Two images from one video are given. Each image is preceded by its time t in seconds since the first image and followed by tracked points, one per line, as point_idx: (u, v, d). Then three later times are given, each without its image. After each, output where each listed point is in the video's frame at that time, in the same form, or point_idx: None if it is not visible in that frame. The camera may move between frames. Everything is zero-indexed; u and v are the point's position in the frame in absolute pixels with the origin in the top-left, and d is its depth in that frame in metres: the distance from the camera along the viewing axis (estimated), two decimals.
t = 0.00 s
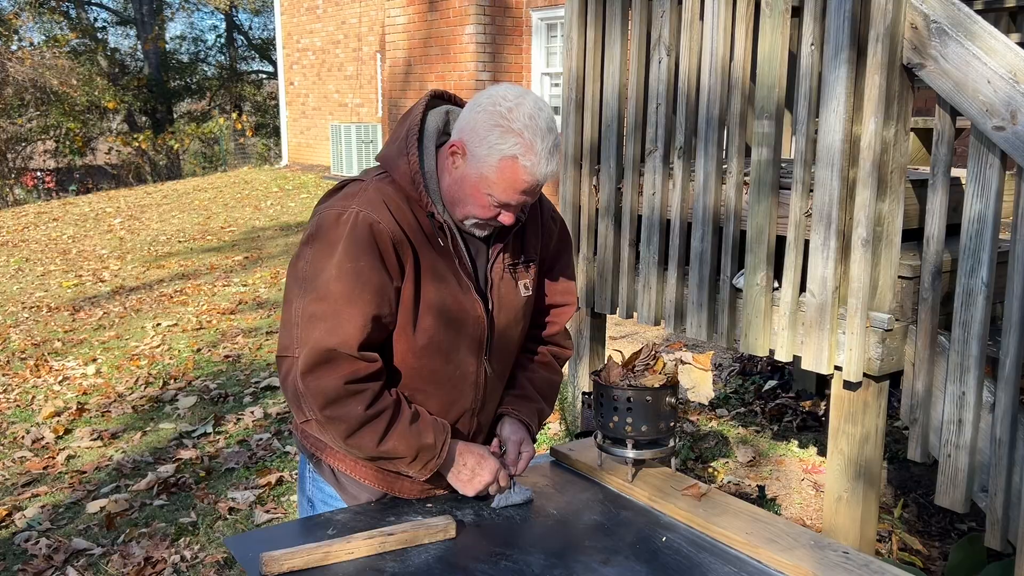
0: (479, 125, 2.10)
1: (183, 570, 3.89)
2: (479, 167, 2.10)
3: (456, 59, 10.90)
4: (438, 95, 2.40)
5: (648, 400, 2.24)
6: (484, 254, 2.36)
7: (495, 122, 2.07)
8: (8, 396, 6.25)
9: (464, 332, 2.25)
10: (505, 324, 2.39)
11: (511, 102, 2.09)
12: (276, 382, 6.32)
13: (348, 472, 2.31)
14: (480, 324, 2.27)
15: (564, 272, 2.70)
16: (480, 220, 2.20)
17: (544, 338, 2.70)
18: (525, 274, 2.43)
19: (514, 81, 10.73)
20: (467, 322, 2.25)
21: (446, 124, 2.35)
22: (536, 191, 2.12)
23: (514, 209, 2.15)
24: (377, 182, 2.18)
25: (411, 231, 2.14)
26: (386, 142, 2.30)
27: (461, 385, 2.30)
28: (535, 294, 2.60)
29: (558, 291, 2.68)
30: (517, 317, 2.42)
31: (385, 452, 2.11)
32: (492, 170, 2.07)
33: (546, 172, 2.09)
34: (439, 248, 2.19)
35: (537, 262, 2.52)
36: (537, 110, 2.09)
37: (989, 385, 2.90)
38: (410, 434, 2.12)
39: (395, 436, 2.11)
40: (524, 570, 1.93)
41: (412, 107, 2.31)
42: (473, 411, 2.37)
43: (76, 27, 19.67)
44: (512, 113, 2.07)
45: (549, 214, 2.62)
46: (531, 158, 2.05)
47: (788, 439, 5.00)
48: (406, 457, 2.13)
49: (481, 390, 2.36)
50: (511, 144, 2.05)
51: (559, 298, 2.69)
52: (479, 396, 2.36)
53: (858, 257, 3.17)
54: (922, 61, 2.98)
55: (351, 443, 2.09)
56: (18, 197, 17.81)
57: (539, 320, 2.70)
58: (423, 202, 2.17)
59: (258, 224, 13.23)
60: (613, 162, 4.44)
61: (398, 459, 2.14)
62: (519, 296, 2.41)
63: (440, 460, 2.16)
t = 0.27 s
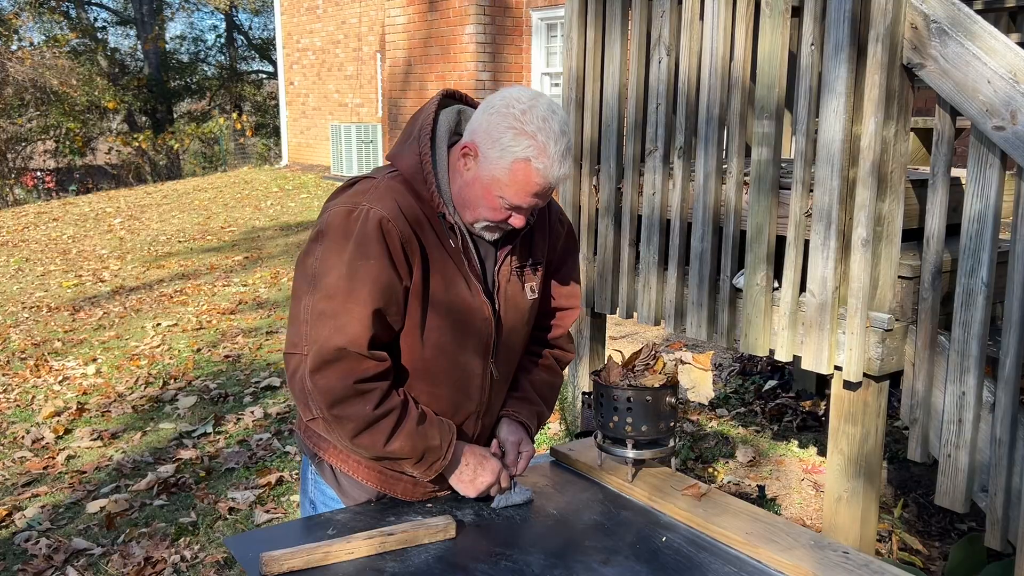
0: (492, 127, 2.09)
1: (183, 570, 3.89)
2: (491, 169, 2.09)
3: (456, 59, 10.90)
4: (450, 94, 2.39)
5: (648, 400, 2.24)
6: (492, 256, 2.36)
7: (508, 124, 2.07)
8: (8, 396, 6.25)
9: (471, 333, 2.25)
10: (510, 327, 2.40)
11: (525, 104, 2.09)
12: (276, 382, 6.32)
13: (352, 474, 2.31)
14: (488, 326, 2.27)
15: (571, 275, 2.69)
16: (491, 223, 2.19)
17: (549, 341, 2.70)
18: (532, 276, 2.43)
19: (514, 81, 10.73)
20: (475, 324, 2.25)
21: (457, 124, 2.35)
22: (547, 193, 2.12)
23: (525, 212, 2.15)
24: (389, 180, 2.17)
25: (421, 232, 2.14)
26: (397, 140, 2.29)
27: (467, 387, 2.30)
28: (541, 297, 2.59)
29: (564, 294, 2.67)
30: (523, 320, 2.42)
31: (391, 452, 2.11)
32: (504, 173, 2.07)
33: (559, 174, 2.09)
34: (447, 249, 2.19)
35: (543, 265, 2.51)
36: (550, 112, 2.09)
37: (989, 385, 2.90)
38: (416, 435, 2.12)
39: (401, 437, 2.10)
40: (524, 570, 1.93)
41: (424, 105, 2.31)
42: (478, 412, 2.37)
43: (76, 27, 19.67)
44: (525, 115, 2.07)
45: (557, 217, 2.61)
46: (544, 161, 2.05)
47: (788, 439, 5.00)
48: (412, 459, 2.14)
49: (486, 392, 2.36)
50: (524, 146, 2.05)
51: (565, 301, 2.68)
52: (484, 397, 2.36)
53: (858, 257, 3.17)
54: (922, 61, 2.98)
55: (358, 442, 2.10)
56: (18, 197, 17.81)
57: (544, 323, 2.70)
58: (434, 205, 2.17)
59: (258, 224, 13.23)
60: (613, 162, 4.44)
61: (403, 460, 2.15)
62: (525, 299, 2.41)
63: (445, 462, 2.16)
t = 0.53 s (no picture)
0: (498, 129, 2.09)
1: (183, 570, 3.89)
2: (496, 171, 2.09)
3: (456, 59, 10.90)
4: (455, 94, 2.39)
5: (648, 400, 2.24)
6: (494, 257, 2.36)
7: (514, 126, 2.07)
8: (8, 396, 6.25)
9: (473, 333, 2.25)
10: (512, 328, 2.40)
11: (531, 107, 2.09)
12: (276, 382, 6.32)
13: (352, 474, 2.31)
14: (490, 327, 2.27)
15: (574, 277, 2.68)
16: (495, 225, 2.20)
17: (550, 343, 2.70)
18: (534, 278, 2.43)
19: (513, 81, 10.74)
20: (477, 324, 2.25)
21: (461, 124, 2.35)
22: (552, 196, 2.13)
23: (529, 214, 2.15)
24: (392, 180, 2.17)
25: (424, 232, 2.14)
26: (402, 140, 2.29)
27: (469, 387, 2.30)
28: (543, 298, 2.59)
29: (566, 296, 2.67)
30: (524, 321, 2.42)
31: (392, 451, 2.11)
32: (509, 175, 2.07)
33: (564, 177, 2.09)
34: (450, 249, 2.19)
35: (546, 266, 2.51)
36: (556, 115, 2.10)
37: (989, 385, 2.90)
38: (417, 435, 2.12)
39: (401, 436, 2.10)
40: (524, 570, 1.93)
41: (429, 105, 2.30)
42: (479, 413, 2.36)
43: (76, 27, 19.67)
44: (531, 118, 2.07)
45: (560, 219, 2.60)
46: (549, 163, 2.05)
47: (788, 439, 5.00)
48: (413, 458, 2.14)
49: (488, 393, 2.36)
50: (530, 148, 2.05)
51: (567, 302, 2.68)
52: (485, 398, 2.36)
53: (858, 257, 3.17)
54: (922, 61, 2.97)
55: (359, 442, 2.10)
56: (18, 197, 17.82)
57: (546, 325, 2.69)
58: (437, 204, 2.16)
59: (258, 224, 13.23)
60: (613, 162, 4.44)
61: (404, 460, 2.15)
62: (527, 300, 2.41)
63: (445, 462, 2.16)
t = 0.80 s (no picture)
0: (489, 124, 2.09)
1: (183, 570, 3.89)
2: (488, 166, 2.09)
3: (456, 59, 10.90)
4: (450, 92, 2.40)
5: (648, 400, 2.24)
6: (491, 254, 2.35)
7: (505, 121, 2.07)
8: (8, 396, 6.25)
9: (469, 330, 2.25)
10: (511, 325, 2.39)
11: (522, 101, 2.09)
12: (276, 382, 6.32)
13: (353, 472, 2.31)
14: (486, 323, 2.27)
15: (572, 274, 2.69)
16: (489, 221, 2.19)
17: (549, 341, 2.70)
18: (532, 275, 2.43)
19: (513, 81, 10.75)
20: (473, 321, 2.25)
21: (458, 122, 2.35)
22: (545, 190, 2.12)
23: (522, 209, 2.14)
24: (387, 177, 2.17)
25: (419, 228, 2.14)
26: (397, 137, 2.29)
27: (466, 384, 2.30)
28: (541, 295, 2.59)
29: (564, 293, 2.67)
30: (523, 318, 2.42)
31: (387, 449, 2.11)
32: (501, 169, 2.07)
33: (556, 171, 2.09)
34: (446, 247, 2.19)
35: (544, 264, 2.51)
36: (547, 109, 2.09)
37: (989, 385, 2.90)
38: (413, 432, 2.12)
39: (397, 434, 2.10)
40: (524, 570, 1.93)
41: (424, 103, 2.31)
42: (476, 410, 2.36)
43: (76, 27, 19.66)
44: (522, 112, 2.07)
45: (557, 216, 2.61)
46: (540, 157, 2.05)
47: (788, 439, 5.00)
48: (408, 457, 2.13)
49: (485, 390, 2.36)
50: (521, 142, 2.05)
51: (566, 300, 2.68)
52: (483, 396, 2.36)
53: (858, 257, 3.17)
54: (922, 61, 2.98)
55: (354, 439, 2.10)
56: (19, 197, 17.82)
57: (544, 323, 2.70)
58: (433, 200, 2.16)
59: (258, 224, 13.23)
60: (613, 162, 4.44)
61: (399, 458, 2.14)
62: (525, 297, 2.41)
63: (441, 460, 2.15)
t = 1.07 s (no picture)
0: (484, 125, 2.09)
1: (183, 570, 3.89)
2: (483, 166, 2.09)
3: (456, 59, 10.90)
4: (444, 93, 2.41)
5: (648, 400, 2.24)
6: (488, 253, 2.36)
7: (500, 121, 2.07)
8: (8, 396, 6.25)
9: (466, 329, 2.25)
10: (509, 324, 2.39)
11: (517, 102, 2.09)
12: (276, 382, 6.32)
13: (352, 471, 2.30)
14: (483, 322, 2.27)
15: (569, 272, 2.68)
16: (485, 220, 2.19)
17: (546, 339, 2.71)
18: (529, 273, 2.43)
19: (513, 81, 10.75)
20: (469, 320, 2.25)
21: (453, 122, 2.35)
22: (541, 190, 2.12)
23: (518, 209, 2.14)
24: (382, 178, 2.18)
25: (414, 228, 2.14)
26: (392, 138, 2.30)
27: (463, 383, 2.30)
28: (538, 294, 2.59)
29: (562, 291, 2.67)
30: (521, 317, 2.43)
31: (386, 449, 2.11)
32: (496, 169, 2.07)
33: (551, 171, 2.09)
34: (442, 246, 2.19)
35: (541, 263, 2.51)
36: (542, 110, 2.09)
37: (989, 385, 2.90)
38: (411, 431, 2.12)
39: (394, 434, 2.11)
40: (525, 570, 1.93)
41: (419, 104, 2.31)
42: (475, 408, 2.36)
43: (76, 27, 19.66)
44: (516, 113, 2.07)
45: (554, 214, 2.61)
46: (535, 158, 2.05)
47: (788, 439, 5.00)
48: (406, 456, 2.13)
49: (482, 389, 2.36)
50: (516, 143, 2.05)
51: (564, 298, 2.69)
52: (481, 394, 2.36)
53: (858, 257, 3.17)
54: (922, 61, 2.98)
55: (352, 439, 2.10)
56: (19, 197, 17.82)
57: (541, 321, 2.71)
58: (427, 199, 2.16)
59: (258, 224, 13.23)
60: (613, 162, 4.44)
61: (397, 458, 2.14)
62: (523, 295, 2.41)
63: (439, 460, 2.15)
